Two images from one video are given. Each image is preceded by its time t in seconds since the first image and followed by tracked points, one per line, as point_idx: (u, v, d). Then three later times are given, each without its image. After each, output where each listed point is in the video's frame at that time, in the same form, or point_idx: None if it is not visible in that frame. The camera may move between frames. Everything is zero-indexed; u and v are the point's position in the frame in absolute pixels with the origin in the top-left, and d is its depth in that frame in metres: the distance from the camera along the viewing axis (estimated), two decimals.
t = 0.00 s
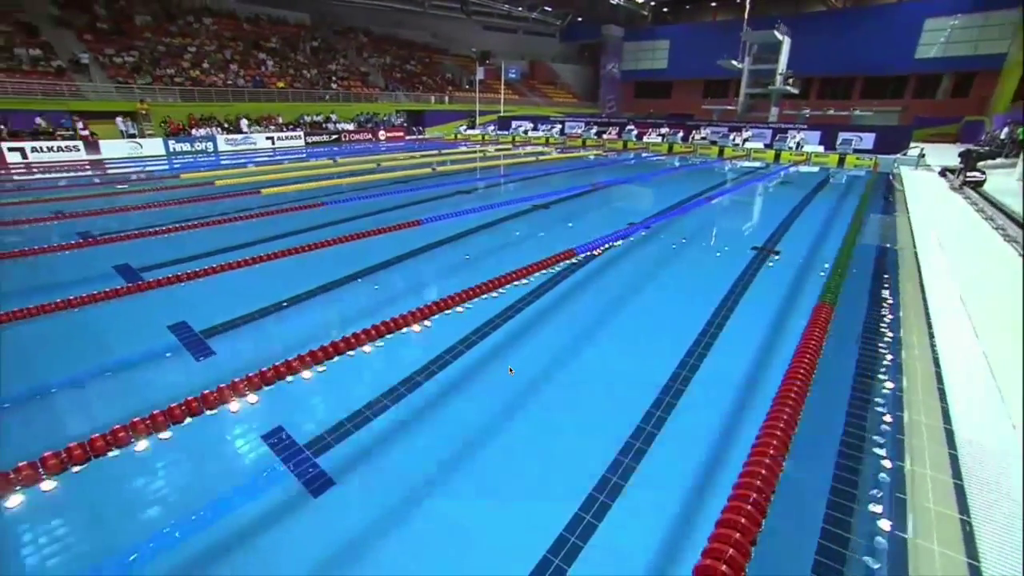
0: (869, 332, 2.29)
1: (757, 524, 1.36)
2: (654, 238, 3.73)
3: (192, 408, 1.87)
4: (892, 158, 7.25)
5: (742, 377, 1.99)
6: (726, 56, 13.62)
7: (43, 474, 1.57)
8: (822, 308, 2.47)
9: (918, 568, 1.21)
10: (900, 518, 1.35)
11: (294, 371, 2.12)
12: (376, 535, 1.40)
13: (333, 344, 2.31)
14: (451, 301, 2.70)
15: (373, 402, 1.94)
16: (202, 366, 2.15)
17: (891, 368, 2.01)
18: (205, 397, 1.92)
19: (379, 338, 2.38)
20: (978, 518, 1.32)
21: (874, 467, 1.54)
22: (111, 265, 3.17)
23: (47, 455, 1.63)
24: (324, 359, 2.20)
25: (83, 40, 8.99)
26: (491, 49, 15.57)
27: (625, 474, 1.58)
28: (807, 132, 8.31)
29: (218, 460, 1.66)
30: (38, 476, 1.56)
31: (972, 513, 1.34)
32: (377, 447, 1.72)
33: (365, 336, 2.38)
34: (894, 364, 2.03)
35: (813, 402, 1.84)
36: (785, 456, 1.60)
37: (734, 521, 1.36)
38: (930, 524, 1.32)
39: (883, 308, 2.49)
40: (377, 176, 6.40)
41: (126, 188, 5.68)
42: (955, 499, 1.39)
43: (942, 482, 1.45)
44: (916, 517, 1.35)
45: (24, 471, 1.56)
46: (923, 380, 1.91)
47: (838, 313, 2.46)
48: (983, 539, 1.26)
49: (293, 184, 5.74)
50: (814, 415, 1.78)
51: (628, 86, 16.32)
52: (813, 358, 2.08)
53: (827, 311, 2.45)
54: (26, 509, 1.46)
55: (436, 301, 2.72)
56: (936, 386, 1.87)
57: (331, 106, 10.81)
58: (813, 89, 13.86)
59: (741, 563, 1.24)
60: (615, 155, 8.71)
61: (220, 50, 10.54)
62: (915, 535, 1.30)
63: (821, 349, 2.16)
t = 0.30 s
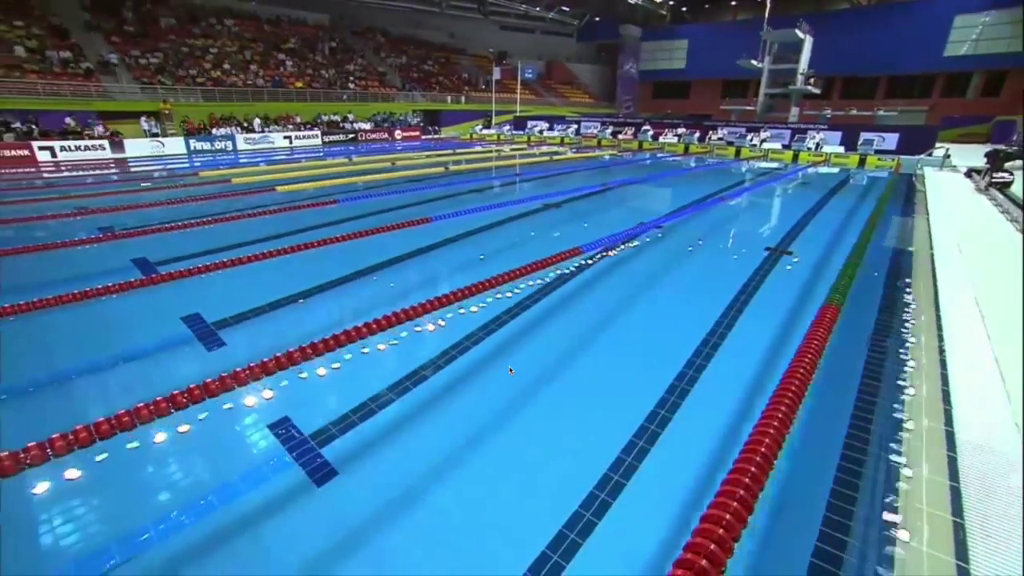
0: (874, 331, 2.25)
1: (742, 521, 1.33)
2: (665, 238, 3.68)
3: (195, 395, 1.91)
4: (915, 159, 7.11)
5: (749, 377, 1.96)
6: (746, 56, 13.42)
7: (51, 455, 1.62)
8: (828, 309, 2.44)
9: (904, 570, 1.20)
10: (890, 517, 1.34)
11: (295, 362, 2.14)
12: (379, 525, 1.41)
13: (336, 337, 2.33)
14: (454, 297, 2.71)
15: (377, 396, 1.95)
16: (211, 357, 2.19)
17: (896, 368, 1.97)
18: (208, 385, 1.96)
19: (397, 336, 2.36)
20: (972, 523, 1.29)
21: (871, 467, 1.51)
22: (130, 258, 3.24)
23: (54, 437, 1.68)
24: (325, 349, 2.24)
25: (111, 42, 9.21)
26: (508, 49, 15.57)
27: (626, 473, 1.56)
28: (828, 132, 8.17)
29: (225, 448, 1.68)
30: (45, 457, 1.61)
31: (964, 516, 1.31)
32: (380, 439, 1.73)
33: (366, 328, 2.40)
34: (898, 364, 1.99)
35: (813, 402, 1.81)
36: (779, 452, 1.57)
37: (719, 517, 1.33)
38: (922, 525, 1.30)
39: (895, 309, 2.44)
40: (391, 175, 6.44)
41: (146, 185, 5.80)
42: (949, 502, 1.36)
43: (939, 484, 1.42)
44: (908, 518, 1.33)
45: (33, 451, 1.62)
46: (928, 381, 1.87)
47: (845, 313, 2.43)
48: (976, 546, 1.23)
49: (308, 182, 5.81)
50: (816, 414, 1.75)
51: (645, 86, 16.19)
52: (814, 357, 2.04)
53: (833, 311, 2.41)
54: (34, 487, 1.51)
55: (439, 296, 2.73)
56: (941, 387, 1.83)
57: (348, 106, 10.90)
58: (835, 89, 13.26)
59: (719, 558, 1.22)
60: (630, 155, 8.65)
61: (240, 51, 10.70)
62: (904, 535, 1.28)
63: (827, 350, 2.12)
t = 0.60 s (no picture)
0: (882, 331, 2.21)
1: (726, 516, 1.32)
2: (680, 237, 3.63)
3: (200, 381, 1.96)
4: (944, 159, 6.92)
5: (758, 377, 1.93)
6: (770, 56, 13.18)
7: (64, 434, 1.68)
8: (836, 309, 2.40)
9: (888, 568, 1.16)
10: (878, 517, 1.31)
11: (297, 352, 2.18)
12: (382, 514, 1.41)
13: (339, 327, 2.37)
14: (461, 291, 2.74)
15: (382, 389, 1.95)
16: (223, 345, 2.23)
17: (902, 371, 1.92)
18: (213, 371, 2.01)
19: (413, 335, 2.34)
20: (965, 524, 1.24)
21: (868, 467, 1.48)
22: (151, 251, 3.32)
23: (66, 417, 1.74)
24: (328, 340, 2.27)
25: (142, 45, 9.46)
26: (528, 49, 15.56)
27: (629, 471, 1.55)
28: (853, 133, 7.99)
29: (234, 433, 1.72)
30: (59, 435, 1.68)
31: (958, 517, 1.27)
32: (384, 430, 1.74)
33: (370, 320, 2.43)
34: (904, 367, 1.95)
35: (813, 400, 1.78)
36: (770, 449, 1.55)
37: (702, 511, 1.33)
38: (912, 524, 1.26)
39: (908, 310, 2.39)
40: (408, 173, 6.49)
41: (170, 182, 5.93)
42: (944, 501, 1.31)
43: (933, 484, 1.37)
44: (897, 517, 1.29)
45: (46, 429, 1.68)
46: (936, 383, 1.81)
47: (853, 312, 2.39)
48: (966, 546, 1.19)
49: (326, 179, 5.88)
50: (811, 412, 1.72)
51: (666, 87, 16.03)
52: (816, 356, 2.01)
53: (840, 310, 2.38)
54: (50, 465, 1.58)
55: (445, 291, 2.75)
56: (949, 389, 1.77)
57: (369, 105, 11.01)
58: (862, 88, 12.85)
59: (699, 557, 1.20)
60: (649, 155, 8.58)
61: (264, 52, 10.88)
62: (892, 533, 1.25)
63: (835, 350, 2.08)
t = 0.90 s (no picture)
0: (889, 330, 2.18)
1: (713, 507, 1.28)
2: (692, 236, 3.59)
3: (207, 366, 2.00)
4: (972, 159, 6.75)
5: (766, 376, 1.90)
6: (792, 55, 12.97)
7: (77, 414, 1.73)
8: (845, 307, 2.36)
9: (876, 563, 1.15)
10: (871, 513, 1.29)
11: (301, 341, 2.22)
12: (386, 502, 1.42)
13: (346, 318, 2.40)
14: (466, 285, 2.74)
15: (389, 381, 1.97)
16: (236, 335, 2.27)
17: (908, 370, 1.89)
18: (219, 358, 2.05)
19: (428, 333, 2.31)
20: (959, 522, 1.22)
21: (860, 463, 1.47)
22: (169, 244, 3.39)
23: (78, 398, 1.79)
24: (333, 331, 2.30)
25: (168, 46, 9.67)
26: (545, 49, 15.55)
27: (634, 467, 1.53)
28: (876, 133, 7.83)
29: (244, 420, 1.74)
30: (72, 415, 1.73)
31: (953, 514, 1.25)
32: (389, 421, 1.74)
33: (374, 312, 2.45)
34: (908, 365, 1.92)
35: (817, 398, 1.75)
36: (765, 442, 1.54)
37: (689, 501, 1.28)
38: (903, 521, 1.25)
39: (920, 310, 2.35)
40: (423, 171, 6.53)
41: (191, 180, 6.05)
42: (939, 499, 1.30)
43: (929, 482, 1.35)
44: (889, 514, 1.28)
45: (60, 409, 1.73)
46: (941, 383, 1.78)
47: (862, 311, 2.36)
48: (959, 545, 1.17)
49: (341, 177, 5.95)
50: (811, 410, 1.70)
51: (685, 86, 15.88)
52: (819, 354, 1.98)
53: (849, 309, 2.34)
54: (72, 450, 1.59)
55: (449, 285, 2.77)
56: (953, 389, 1.74)
57: (387, 105, 11.11)
58: (889, 87, 12.51)
59: (689, 538, 1.18)
60: (665, 155, 8.52)
61: (284, 52, 11.04)
62: (882, 529, 1.24)
63: (842, 349, 2.04)
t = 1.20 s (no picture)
0: (898, 329, 2.15)
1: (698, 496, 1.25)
2: (703, 234, 3.56)
3: (212, 353, 2.03)
4: (1000, 160, 6.58)
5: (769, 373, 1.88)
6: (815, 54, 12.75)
7: (88, 395, 1.77)
8: (852, 307, 2.34)
9: (860, 559, 1.11)
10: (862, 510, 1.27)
11: (306, 331, 2.24)
12: (390, 490, 1.43)
13: (351, 309, 2.43)
14: (472, 279, 2.75)
15: (396, 372, 1.98)
16: (248, 325, 2.30)
17: (912, 369, 1.85)
18: (225, 345, 2.09)
19: (442, 332, 2.26)
20: (952, 510, 1.15)
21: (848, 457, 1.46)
22: (185, 238, 3.46)
23: (89, 380, 1.83)
24: (338, 321, 2.33)
25: (190, 47, 9.85)
26: (562, 49, 15.52)
27: (635, 462, 1.52)
28: (899, 134, 7.66)
29: (253, 408, 1.76)
30: (83, 395, 1.77)
31: (947, 506, 1.17)
32: (394, 412, 1.75)
33: (377, 305, 2.47)
34: (910, 364, 1.89)
35: (818, 396, 1.74)
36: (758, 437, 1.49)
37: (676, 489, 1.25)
38: (891, 515, 1.19)
39: (929, 310, 2.31)
40: (436, 170, 6.56)
41: (210, 177, 6.15)
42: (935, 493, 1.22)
43: (924, 475, 1.29)
44: (878, 507, 1.23)
45: (72, 389, 1.77)
46: (946, 379, 1.71)
47: (868, 310, 2.33)
48: (950, 530, 1.10)
49: (356, 175, 6.01)
50: (809, 407, 1.68)
51: (703, 86, 15.73)
52: (820, 352, 1.96)
53: (855, 308, 2.32)
54: (96, 440, 1.59)
55: (452, 279, 2.79)
56: (958, 385, 1.68)
57: (403, 104, 11.18)
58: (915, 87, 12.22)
59: (673, 526, 1.16)
60: (680, 155, 8.45)
61: (303, 52, 11.16)
62: (870, 523, 1.20)
63: (846, 349, 2.02)
